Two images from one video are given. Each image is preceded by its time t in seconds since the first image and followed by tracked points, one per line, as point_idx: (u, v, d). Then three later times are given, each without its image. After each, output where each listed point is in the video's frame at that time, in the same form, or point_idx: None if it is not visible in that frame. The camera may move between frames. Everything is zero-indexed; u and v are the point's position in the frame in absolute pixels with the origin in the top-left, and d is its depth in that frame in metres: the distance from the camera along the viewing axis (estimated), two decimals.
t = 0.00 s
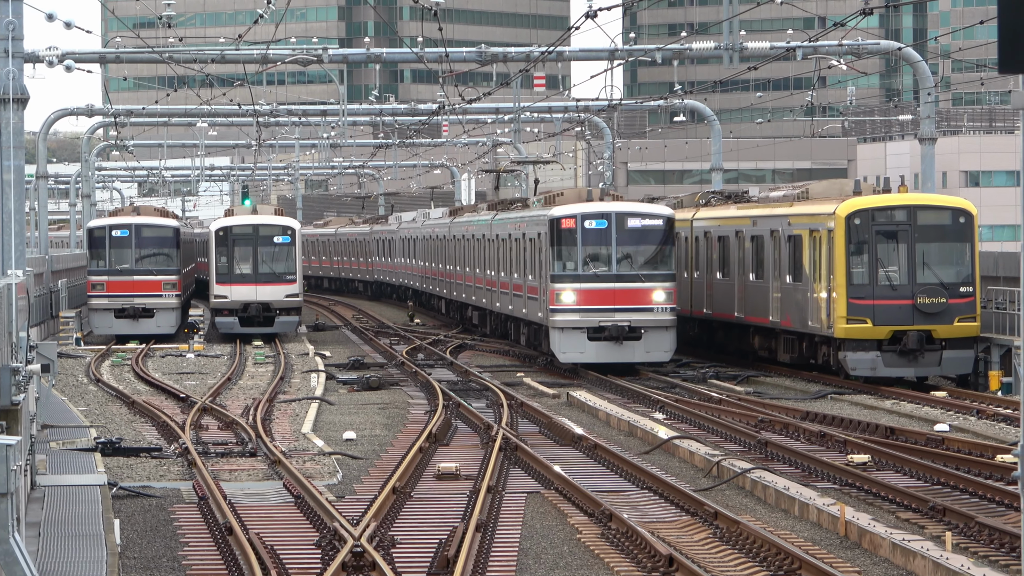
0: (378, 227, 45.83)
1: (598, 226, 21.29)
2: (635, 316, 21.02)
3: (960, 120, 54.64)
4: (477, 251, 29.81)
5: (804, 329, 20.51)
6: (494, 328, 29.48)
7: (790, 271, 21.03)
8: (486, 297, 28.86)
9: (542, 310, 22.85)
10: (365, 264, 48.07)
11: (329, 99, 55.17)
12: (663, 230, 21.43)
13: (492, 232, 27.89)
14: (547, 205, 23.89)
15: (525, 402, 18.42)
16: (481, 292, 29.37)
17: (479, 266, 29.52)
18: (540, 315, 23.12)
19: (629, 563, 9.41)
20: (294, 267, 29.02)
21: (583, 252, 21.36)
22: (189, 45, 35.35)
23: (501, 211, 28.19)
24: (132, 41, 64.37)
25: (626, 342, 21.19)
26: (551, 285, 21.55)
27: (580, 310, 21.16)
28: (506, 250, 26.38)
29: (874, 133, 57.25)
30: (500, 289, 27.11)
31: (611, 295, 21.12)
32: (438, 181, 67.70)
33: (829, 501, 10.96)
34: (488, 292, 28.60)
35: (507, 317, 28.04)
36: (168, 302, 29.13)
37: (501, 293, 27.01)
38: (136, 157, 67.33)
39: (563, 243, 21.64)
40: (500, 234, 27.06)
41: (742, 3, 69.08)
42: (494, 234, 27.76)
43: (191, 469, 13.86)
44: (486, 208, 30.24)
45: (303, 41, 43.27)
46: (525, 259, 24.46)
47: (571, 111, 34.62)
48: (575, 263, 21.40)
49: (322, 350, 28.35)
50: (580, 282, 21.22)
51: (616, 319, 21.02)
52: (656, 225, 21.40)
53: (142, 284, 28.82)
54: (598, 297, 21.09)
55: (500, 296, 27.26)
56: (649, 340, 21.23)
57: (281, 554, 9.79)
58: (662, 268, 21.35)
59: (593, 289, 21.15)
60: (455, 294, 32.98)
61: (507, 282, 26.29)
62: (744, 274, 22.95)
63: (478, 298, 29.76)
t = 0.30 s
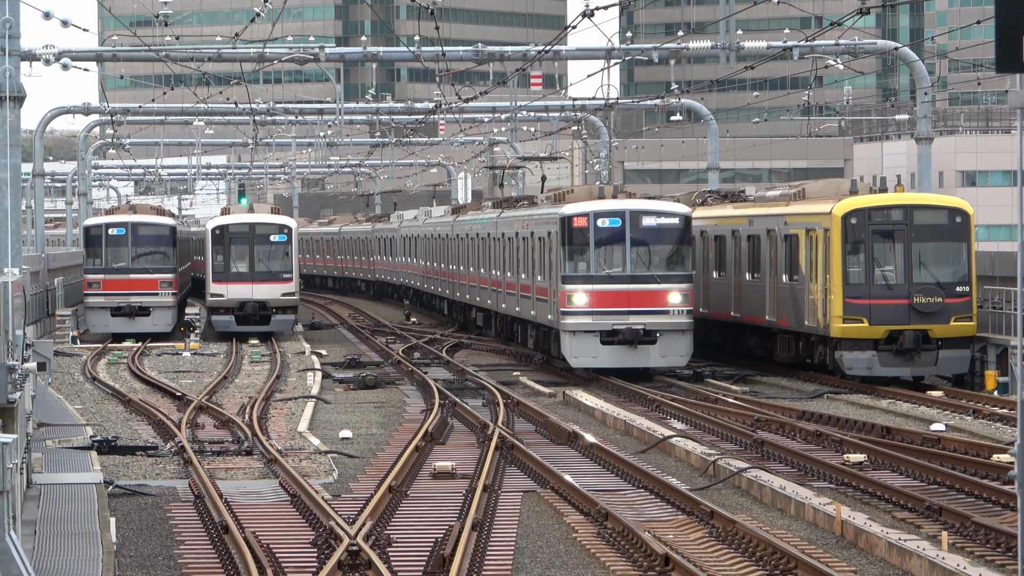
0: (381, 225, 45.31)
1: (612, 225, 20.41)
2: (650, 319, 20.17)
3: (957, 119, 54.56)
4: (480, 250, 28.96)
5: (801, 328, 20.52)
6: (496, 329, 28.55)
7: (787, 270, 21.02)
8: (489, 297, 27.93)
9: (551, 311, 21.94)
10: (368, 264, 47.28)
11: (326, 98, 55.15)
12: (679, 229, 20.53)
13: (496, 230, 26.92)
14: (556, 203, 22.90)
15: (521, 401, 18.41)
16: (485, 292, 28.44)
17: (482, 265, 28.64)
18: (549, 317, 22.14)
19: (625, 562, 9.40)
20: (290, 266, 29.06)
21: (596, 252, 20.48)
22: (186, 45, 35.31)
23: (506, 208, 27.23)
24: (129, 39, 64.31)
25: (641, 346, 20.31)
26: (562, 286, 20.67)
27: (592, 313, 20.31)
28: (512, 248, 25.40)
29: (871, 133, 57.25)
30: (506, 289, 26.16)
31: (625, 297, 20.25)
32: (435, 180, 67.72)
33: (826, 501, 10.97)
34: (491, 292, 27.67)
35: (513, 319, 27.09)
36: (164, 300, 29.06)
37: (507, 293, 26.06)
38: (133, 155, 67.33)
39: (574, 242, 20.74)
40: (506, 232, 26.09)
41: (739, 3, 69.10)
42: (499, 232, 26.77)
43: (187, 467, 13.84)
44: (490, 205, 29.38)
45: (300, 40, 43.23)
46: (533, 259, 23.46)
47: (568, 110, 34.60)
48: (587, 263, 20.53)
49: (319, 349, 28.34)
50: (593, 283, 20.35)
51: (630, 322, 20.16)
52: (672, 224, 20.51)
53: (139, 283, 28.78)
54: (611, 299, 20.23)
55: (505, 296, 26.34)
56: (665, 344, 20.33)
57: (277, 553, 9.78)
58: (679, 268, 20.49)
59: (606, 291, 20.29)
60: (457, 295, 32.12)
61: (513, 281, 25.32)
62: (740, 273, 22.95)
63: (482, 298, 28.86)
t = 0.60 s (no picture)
0: (383, 223, 44.65)
1: (626, 223, 19.42)
2: (666, 321, 19.24)
3: (952, 118, 54.52)
4: (483, 248, 28.28)
5: (797, 327, 20.53)
6: (500, 331, 27.81)
7: (784, 269, 21.03)
8: (494, 298, 27.14)
9: (563, 314, 21.05)
10: (371, 262, 46.53)
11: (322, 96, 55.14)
12: (697, 226, 19.52)
13: (502, 229, 26.03)
14: (568, 199, 21.91)
15: (517, 399, 18.44)
16: (489, 293, 27.67)
17: (486, 264, 27.87)
18: (560, 319, 21.22)
19: (620, 560, 9.42)
20: (286, 264, 29.06)
21: (609, 251, 19.50)
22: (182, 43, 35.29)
23: (512, 205, 26.35)
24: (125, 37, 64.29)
25: (656, 350, 19.42)
26: (573, 287, 19.70)
27: (605, 316, 19.36)
28: (519, 248, 24.52)
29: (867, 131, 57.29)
30: (512, 290, 25.31)
31: (639, 298, 19.30)
32: (431, 178, 67.77)
33: (821, 499, 10.99)
34: (496, 293, 26.85)
35: (519, 321, 26.29)
36: (161, 298, 29.07)
37: (513, 295, 25.23)
38: (129, 152, 67.33)
39: (586, 241, 19.76)
40: (512, 231, 25.21)
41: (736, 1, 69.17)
42: (504, 231, 25.89)
43: (184, 464, 13.86)
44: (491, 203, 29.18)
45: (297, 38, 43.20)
46: (542, 258, 22.51)
47: (565, 108, 34.63)
48: (600, 263, 19.57)
49: (315, 347, 28.37)
50: (606, 284, 19.39)
51: (645, 324, 19.23)
52: (689, 223, 19.50)
53: (134, 280, 28.77)
54: (625, 301, 19.28)
55: (510, 297, 25.69)
56: (681, 347, 19.43)
57: (273, 550, 9.79)
58: (696, 268, 19.53)
59: (620, 292, 19.33)
60: (459, 294, 31.39)
61: (519, 282, 24.58)
62: (736, 272, 22.97)
63: (485, 298, 28.11)
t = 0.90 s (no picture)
0: (383, 220, 43.57)
1: (643, 220, 18.48)
2: (685, 323, 18.34)
3: (948, 115, 54.52)
4: (488, 246, 27.61)
5: (794, 325, 20.54)
6: (506, 332, 26.98)
7: (780, 267, 21.03)
8: (501, 297, 26.31)
9: (575, 315, 20.06)
10: (371, 259, 45.42)
11: (318, 93, 55.13)
12: (716, 223, 18.62)
13: (510, 226, 25.18)
14: (579, 195, 21.00)
15: (513, 397, 18.46)
16: (495, 292, 26.87)
17: (492, 262, 27.10)
18: (573, 321, 20.24)
19: (617, 558, 9.43)
20: (282, 261, 29.00)
21: (625, 249, 18.54)
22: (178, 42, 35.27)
23: (521, 202, 25.51)
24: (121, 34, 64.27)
25: (674, 353, 18.50)
26: (587, 286, 18.74)
27: (621, 317, 18.44)
28: (529, 246, 23.64)
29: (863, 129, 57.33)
30: (521, 289, 24.44)
31: (656, 299, 18.38)
32: (427, 175, 67.81)
33: (818, 497, 11.00)
34: (503, 292, 26.02)
35: (527, 323, 25.40)
36: (156, 296, 29.08)
37: (522, 294, 24.38)
38: (125, 150, 67.33)
39: (600, 238, 18.80)
40: (521, 228, 24.34)
41: None
42: (512, 229, 25.03)
43: (179, 462, 13.85)
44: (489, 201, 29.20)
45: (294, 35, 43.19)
46: (552, 256, 21.65)
47: (561, 105, 34.64)
48: (615, 262, 18.62)
49: (311, 345, 28.35)
50: (622, 284, 18.46)
51: (663, 326, 18.33)
52: (708, 220, 18.60)
53: (130, 278, 28.80)
54: (642, 302, 18.37)
55: (508, 295, 25.70)
56: (701, 350, 18.49)
57: (268, 548, 9.78)
58: (715, 267, 18.62)
59: (636, 293, 18.42)
60: (464, 294, 30.67)
61: (518, 280, 24.57)
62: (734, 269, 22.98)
63: (491, 299, 27.33)
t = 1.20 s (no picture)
0: (386, 217, 42.73)
1: (663, 216, 17.61)
2: (707, 325, 17.49)
3: (945, 112, 54.54)
4: (494, 244, 26.87)
5: (791, 323, 20.55)
6: (512, 333, 26.13)
7: (777, 264, 21.03)
8: (508, 297, 25.43)
9: (592, 317, 18.94)
10: (373, 257, 44.74)
11: (314, 91, 55.14)
12: (740, 220, 17.76)
13: (518, 223, 24.30)
14: (593, 190, 20.07)
15: (511, 394, 18.46)
16: (502, 292, 26.03)
17: (499, 261, 26.25)
18: (587, 323, 19.27)
19: (614, 555, 9.44)
20: (280, 259, 28.99)
21: (644, 247, 17.66)
22: (175, 39, 35.24)
23: (530, 198, 24.62)
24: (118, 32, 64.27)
25: (696, 356, 17.65)
26: (603, 286, 17.88)
27: (639, 319, 17.58)
28: (539, 244, 22.73)
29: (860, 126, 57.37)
30: (530, 289, 23.55)
31: (677, 300, 17.51)
32: (425, 172, 67.86)
33: (816, 494, 11.00)
34: (511, 292, 25.14)
35: (536, 324, 24.51)
36: (154, 293, 29.08)
37: (532, 294, 23.48)
38: (122, 147, 67.37)
39: (618, 235, 17.91)
40: (530, 225, 23.42)
41: None
42: (520, 226, 24.14)
43: (177, 460, 13.85)
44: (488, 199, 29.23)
45: (291, 33, 43.15)
46: (564, 255, 20.70)
47: (559, 102, 34.64)
48: (633, 260, 17.74)
49: (309, 342, 28.37)
50: (641, 284, 17.60)
51: (684, 328, 17.47)
52: (731, 216, 17.74)
53: (128, 275, 28.79)
54: (662, 303, 17.50)
55: (507, 292, 25.72)
56: (723, 354, 17.65)
57: (266, 546, 9.80)
58: (738, 266, 17.75)
59: (655, 294, 17.55)
60: (469, 293, 29.85)
61: (517, 277, 24.57)
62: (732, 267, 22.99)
63: (498, 298, 26.47)
